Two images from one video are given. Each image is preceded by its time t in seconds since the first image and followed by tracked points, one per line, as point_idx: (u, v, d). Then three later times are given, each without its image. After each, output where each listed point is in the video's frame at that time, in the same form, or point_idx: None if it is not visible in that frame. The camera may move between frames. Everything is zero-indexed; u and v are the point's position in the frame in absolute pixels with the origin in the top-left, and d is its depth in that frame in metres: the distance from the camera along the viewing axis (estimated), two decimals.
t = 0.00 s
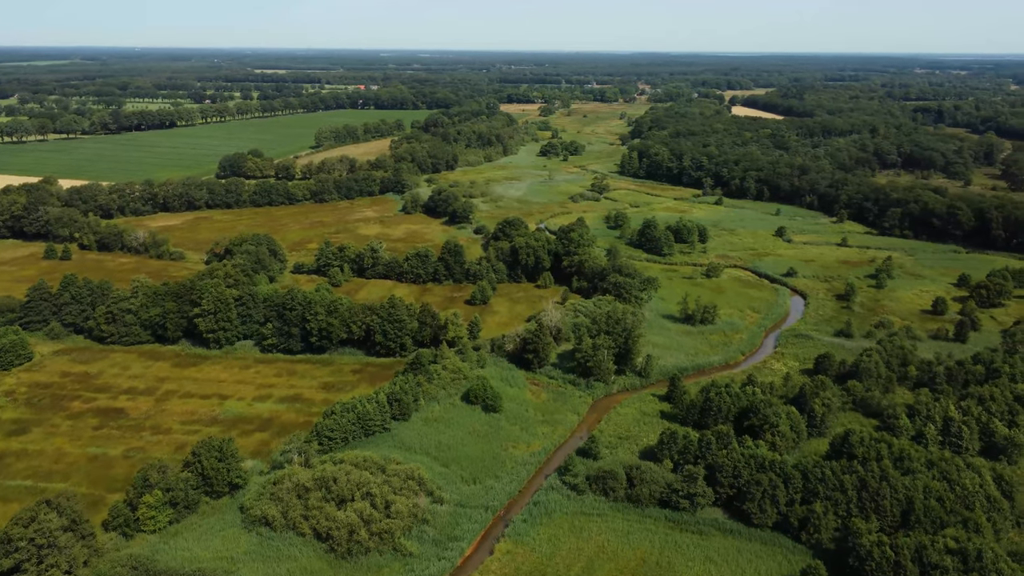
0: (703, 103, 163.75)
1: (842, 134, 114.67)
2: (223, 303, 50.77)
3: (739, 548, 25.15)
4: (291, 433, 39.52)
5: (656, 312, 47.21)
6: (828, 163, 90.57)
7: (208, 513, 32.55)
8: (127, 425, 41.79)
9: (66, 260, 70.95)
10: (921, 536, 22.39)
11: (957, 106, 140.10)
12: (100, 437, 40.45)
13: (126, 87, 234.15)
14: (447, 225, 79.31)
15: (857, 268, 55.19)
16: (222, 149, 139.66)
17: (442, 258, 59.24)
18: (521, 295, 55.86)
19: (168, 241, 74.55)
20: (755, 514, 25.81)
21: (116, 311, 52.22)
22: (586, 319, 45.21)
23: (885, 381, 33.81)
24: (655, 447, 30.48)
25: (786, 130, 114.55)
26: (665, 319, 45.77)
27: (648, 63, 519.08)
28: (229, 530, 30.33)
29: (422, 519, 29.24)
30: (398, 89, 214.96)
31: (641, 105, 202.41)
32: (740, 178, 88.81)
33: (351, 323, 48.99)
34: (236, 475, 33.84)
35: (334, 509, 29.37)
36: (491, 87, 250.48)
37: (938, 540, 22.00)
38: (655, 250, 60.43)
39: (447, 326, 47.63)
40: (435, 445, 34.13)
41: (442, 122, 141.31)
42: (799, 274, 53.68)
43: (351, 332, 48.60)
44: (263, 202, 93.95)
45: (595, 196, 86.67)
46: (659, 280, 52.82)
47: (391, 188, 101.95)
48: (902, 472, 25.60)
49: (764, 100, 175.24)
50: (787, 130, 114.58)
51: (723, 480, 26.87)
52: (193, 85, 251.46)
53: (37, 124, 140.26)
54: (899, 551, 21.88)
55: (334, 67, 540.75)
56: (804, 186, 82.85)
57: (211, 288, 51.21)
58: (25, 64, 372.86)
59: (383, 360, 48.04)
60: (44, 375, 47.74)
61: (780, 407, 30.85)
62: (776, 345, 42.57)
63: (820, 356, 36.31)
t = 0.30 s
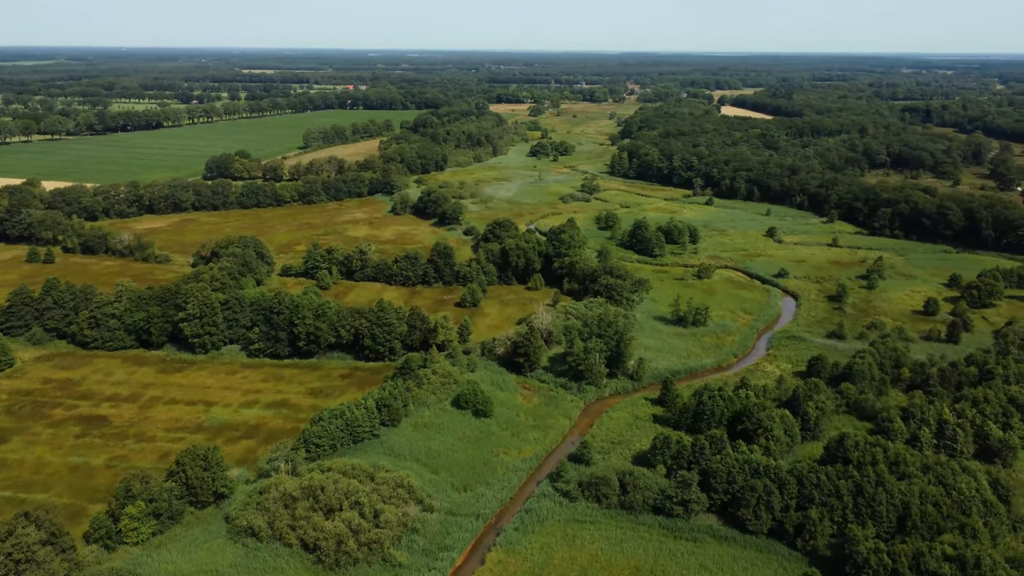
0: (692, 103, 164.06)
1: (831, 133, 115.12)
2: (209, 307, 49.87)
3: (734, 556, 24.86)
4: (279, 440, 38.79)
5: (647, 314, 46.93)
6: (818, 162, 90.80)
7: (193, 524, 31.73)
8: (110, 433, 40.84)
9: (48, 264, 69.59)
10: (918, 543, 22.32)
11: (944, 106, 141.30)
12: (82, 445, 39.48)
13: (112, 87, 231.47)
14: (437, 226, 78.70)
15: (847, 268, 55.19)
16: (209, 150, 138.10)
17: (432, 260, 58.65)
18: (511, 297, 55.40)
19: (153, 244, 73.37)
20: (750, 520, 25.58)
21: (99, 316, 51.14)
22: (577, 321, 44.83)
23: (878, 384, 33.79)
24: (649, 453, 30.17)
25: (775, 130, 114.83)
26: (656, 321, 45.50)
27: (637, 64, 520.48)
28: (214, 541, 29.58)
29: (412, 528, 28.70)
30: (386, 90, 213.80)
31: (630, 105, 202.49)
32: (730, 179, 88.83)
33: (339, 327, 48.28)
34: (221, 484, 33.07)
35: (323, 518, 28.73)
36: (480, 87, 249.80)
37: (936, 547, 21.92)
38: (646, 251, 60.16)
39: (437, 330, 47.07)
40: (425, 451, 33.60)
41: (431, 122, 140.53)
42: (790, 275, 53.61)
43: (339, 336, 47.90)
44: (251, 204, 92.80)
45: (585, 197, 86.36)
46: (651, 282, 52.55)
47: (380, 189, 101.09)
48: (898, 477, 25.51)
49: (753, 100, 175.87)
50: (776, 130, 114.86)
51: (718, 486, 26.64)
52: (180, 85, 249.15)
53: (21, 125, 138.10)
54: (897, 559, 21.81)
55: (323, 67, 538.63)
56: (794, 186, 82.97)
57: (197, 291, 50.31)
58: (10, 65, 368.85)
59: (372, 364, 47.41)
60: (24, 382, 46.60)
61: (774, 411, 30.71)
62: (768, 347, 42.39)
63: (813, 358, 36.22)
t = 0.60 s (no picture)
0: (682, 102, 164.31)
1: (819, 133, 115.56)
2: (194, 311, 48.96)
3: (729, 563, 24.59)
4: (266, 447, 38.05)
5: (638, 316, 46.64)
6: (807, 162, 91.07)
7: (177, 535, 30.96)
8: (92, 441, 39.87)
9: (30, 267, 68.23)
10: (915, 549, 22.22)
11: (931, 106, 142.30)
12: (63, 454, 38.51)
13: (97, 87, 228.48)
14: (426, 228, 78.09)
15: (839, 268, 55.18)
16: (195, 151, 136.50)
17: (421, 262, 58.07)
18: (502, 300, 54.94)
19: (138, 246, 72.17)
20: (745, 527, 25.36)
21: (81, 321, 50.06)
22: (568, 324, 44.44)
23: (870, 386, 33.77)
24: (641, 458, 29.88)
25: (764, 129, 115.09)
26: (648, 323, 45.21)
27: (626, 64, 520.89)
28: (198, 552, 28.85)
29: (401, 538, 28.15)
30: (375, 90, 212.55)
31: (620, 104, 202.55)
32: (720, 179, 88.86)
33: (327, 331, 47.55)
34: (206, 494, 32.32)
35: (310, 528, 28.08)
36: (470, 87, 249.02)
37: (933, 553, 21.89)
38: (636, 251, 59.89)
39: (427, 333, 46.53)
40: (415, 458, 33.06)
41: (421, 122, 139.75)
42: (781, 275, 53.52)
43: (327, 340, 47.19)
44: (238, 205, 91.64)
45: (575, 197, 86.04)
46: (642, 283, 52.28)
47: (368, 190, 100.27)
48: (894, 482, 25.39)
49: (742, 100, 176.48)
50: (765, 129, 115.11)
51: (712, 492, 26.40)
52: (166, 85, 246.42)
53: (3, 126, 135.90)
54: (894, 566, 21.70)
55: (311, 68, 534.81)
56: (784, 186, 83.10)
57: (181, 295, 49.38)
58: None
59: (361, 368, 46.78)
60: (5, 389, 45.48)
61: (767, 414, 30.57)
62: (760, 348, 42.18)
63: (806, 360, 36.09)
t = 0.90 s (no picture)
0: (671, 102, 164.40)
1: (809, 133, 115.92)
2: (179, 315, 48.04)
3: (723, 571, 24.32)
4: (252, 455, 37.33)
5: (630, 317, 46.35)
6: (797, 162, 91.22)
7: (160, 547, 30.20)
8: (74, 449, 38.94)
9: (12, 271, 66.89)
10: (913, 556, 22.14)
11: (919, 105, 143.16)
12: (44, 463, 37.56)
13: (82, 87, 225.52)
14: (415, 229, 77.42)
15: (830, 269, 55.14)
16: (181, 151, 134.86)
17: (410, 264, 57.44)
18: (492, 302, 54.46)
19: (123, 249, 70.97)
20: (740, 533, 25.11)
21: (63, 326, 48.99)
22: (559, 326, 44.03)
23: (864, 389, 33.68)
24: (635, 464, 29.54)
25: (754, 129, 115.26)
26: (640, 325, 44.90)
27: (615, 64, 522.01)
28: (183, 564, 28.15)
29: (391, 548, 27.61)
30: (364, 90, 211.23)
31: (610, 104, 202.49)
32: (710, 179, 88.85)
33: (315, 334, 46.83)
34: (191, 504, 31.59)
35: (297, 539, 27.34)
36: (459, 87, 247.99)
37: (930, 561, 21.86)
38: (627, 252, 59.57)
39: (416, 337, 45.96)
40: (405, 464, 32.50)
41: (410, 122, 138.89)
42: (772, 276, 53.40)
43: (315, 344, 46.47)
44: (225, 207, 90.49)
45: (565, 198, 85.70)
46: (633, 285, 51.99)
47: (357, 191, 99.40)
48: (889, 486, 25.25)
49: (731, 100, 176.89)
50: (755, 129, 115.27)
51: (706, 498, 26.10)
52: (153, 85, 243.80)
53: None
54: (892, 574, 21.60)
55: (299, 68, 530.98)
56: (774, 186, 83.18)
57: (166, 299, 48.45)
58: None
59: (349, 373, 46.14)
60: None
61: (761, 418, 30.35)
62: (752, 350, 41.95)
63: (799, 362, 35.95)
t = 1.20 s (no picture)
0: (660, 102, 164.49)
1: (797, 132, 116.29)
2: (163, 320, 47.13)
3: None
4: (237, 463, 36.57)
5: (620, 320, 46.04)
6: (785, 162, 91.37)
7: (142, 560, 29.40)
8: (53, 459, 37.96)
9: None
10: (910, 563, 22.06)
11: (905, 104, 144.09)
12: (23, 473, 36.59)
13: (66, 87, 222.40)
14: (403, 231, 76.70)
15: (820, 269, 55.11)
16: (167, 152, 133.14)
17: (398, 266, 56.82)
18: (481, 304, 53.95)
19: (106, 252, 69.68)
20: (734, 540, 24.84)
21: (44, 332, 47.88)
22: (549, 329, 43.63)
23: (856, 391, 33.64)
24: (627, 470, 29.15)
25: (742, 129, 115.42)
26: (631, 327, 44.59)
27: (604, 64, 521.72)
28: None
29: (380, 559, 26.95)
30: (351, 90, 209.79)
31: (598, 104, 202.34)
32: (700, 179, 88.81)
33: (301, 339, 46.07)
34: (174, 515, 30.82)
35: (283, 550, 26.12)
36: (447, 87, 246.99)
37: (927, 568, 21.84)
38: (618, 253, 59.27)
39: (405, 341, 45.39)
40: (394, 472, 31.91)
41: (398, 122, 137.91)
42: (762, 276, 53.30)
43: (302, 349, 45.72)
44: (210, 209, 89.24)
45: (555, 198, 85.32)
46: (624, 286, 51.68)
47: (345, 193, 98.46)
48: (884, 491, 25.16)
49: (720, 99, 177.25)
50: (743, 129, 115.43)
51: (700, 504, 25.81)
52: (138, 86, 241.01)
53: None
54: None
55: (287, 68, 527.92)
56: (764, 186, 83.27)
57: (149, 304, 47.50)
58: None
59: (337, 378, 45.44)
60: None
61: (754, 422, 30.16)
62: (744, 352, 41.74)
63: (791, 364, 35.87)
